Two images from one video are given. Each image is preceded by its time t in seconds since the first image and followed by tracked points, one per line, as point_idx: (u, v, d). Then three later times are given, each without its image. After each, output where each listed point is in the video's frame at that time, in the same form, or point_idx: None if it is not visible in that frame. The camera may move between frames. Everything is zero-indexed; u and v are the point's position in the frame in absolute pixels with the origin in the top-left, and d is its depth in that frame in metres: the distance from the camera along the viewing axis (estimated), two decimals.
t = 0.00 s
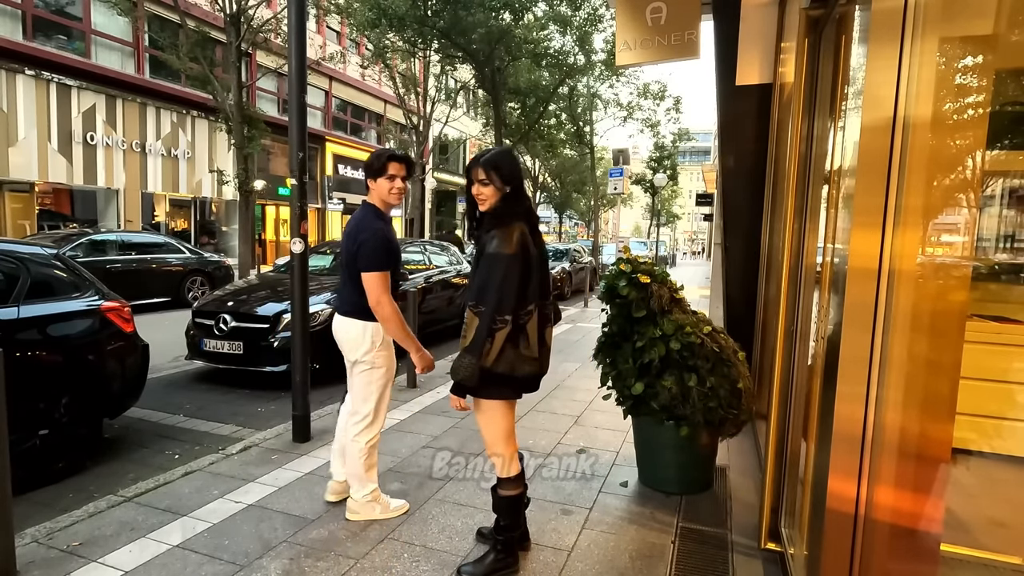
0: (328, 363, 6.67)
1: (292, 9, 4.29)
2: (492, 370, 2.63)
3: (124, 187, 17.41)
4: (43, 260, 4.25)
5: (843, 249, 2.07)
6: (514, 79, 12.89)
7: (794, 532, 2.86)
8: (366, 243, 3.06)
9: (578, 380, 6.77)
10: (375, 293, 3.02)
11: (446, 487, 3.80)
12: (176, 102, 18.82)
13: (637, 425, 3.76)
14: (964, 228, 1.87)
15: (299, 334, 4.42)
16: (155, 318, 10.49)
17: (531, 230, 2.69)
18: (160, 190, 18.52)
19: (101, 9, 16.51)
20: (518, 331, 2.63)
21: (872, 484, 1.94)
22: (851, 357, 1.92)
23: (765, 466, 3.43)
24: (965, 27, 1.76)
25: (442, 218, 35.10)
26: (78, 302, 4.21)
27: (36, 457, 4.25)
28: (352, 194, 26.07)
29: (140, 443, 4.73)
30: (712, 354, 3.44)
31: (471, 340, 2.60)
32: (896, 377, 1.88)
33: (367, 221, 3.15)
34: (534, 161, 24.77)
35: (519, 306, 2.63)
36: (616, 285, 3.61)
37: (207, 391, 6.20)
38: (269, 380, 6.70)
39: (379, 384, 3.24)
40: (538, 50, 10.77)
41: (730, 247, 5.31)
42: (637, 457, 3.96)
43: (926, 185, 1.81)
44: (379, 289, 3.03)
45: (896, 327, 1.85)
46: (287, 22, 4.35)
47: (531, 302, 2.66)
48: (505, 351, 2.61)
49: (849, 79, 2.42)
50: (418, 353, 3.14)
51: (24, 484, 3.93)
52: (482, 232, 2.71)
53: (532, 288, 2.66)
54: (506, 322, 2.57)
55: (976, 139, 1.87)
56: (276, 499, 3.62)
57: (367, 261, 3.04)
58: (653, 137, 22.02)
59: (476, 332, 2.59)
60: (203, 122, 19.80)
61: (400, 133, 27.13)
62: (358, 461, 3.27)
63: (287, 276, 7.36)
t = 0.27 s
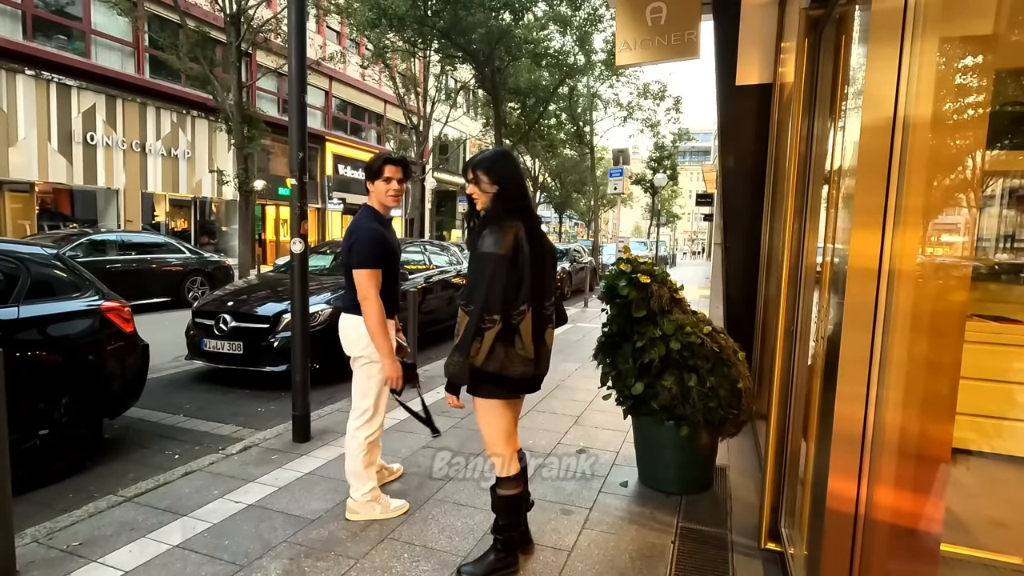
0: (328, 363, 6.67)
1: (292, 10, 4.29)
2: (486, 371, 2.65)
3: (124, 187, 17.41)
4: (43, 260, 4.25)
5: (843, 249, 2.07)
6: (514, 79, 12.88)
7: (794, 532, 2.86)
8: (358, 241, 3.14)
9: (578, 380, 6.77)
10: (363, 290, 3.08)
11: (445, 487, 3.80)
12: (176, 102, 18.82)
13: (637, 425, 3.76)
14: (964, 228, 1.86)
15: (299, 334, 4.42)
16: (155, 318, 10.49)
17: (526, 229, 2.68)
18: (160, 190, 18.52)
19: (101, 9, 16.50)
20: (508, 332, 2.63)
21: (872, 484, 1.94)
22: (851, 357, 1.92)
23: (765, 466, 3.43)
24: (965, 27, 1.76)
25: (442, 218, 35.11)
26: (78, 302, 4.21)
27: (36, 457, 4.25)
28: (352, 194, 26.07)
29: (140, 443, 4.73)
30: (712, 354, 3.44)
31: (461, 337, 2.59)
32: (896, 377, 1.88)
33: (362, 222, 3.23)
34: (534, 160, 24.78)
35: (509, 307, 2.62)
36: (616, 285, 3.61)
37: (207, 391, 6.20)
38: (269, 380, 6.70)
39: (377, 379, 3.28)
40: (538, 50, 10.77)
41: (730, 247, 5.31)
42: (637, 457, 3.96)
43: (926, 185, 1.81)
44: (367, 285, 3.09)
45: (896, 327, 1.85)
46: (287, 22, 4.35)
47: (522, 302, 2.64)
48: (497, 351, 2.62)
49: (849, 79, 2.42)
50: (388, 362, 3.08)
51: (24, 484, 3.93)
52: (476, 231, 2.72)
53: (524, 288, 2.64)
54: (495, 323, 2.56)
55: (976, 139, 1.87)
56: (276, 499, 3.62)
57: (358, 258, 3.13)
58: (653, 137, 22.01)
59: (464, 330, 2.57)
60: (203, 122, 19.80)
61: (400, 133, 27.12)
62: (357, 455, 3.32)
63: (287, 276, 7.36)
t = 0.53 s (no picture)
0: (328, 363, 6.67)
1: (292, 10, 4.29)
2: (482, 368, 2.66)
3: (124, 187, 17.41)
4: (43, 260, 4.25)
5: (843, 249, 2.07)
6: (514, 79, 12.87)
7: (794, 532, 2.86)
8: (357, 239, 3.18)
9: (578, 380, 6.77)
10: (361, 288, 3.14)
11: (445, 487, 3.80)
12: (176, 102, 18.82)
13: (637, 425, 3.76)
14: (964, 228, 1.86)
15: (299, 335, 4.43)
16: (155, 318, 10.49)
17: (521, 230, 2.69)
18: (160, 190, 18.52)
19: (101, 9, 16.50)
20: (502, 330, 2.63)
21: (872, 485, 1.94)
22: (851, 357, 1.92)
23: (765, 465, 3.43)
24: (965, 27, 1.76)
25: (442, 218, 35.12)
26: (78, 302, 4.21)
27: (36, 457, 4.25)
28: (352, 194, 26.08)
29: (140, 443, 4.73)
30: (712, 354, 3.44)
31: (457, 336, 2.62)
32: (896, 377, 1.88)
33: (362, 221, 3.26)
34: (534, 160, 24.78)
35: (503, 306, 2.64)
36: (616, 285, 3.61)
37: (207, 391, 6.20)
38: (269, 380, 6.70)
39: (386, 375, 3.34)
40: (538, 50, 10.77)
41: (730, 247, 5.31)
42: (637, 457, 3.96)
43: (926, 185, 1.82)
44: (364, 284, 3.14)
45: (896, 327, 1.85)
46: (287, 22, 4.35)
47: (517, 302, 2.65)
48: (492, 350, 2.64)
49: (849, 79, 2.42)
50: (386, 352, 3.20)
51: (24, 484, 3.93)
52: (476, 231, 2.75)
53: (518, 288, 2.65)
54: (487, 321, 2.57)
55: (976, 140, 1.87)
56: (276, 499, 3.62)
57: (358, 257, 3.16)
58: (653, 137, 22.02)
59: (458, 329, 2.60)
60: (203, 122, 19.80)
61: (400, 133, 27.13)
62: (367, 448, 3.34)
63: (287, 276, 7.36)
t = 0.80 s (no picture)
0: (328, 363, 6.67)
1: (292, 10, 4.29)
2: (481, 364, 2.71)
3: (124, 187, 17.40)
4: (43, 260, 4.25)
5: (842, 249, 2.07)
6: (514, 79, 12.87)
7: (794, 532, 2.86)
8: (372, 238, 3.30)
9: (578, 380, 6.77)
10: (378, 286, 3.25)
11: (445, 487, 3.80)
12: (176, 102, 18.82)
13: (637, 424, 3.77)
14: (964, 228, 1.86)
15: (300, 335, 4.43)
16: (156, 318, 10.49)
17: (519, 228, 2.69)
18: (160, 190, 18.52)
19: (101, 9, 16.50)
20: (498, 328, 2.67)
21: (872, 484, 1.94)
22: (850, 357, 1.92)
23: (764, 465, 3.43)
24: (965, 28, 1.76)
25: (442, 218, 35.13)
26: (78, 302, 4.21)
27: (36, 457, 4.25)
28: (352, 194, 26.08)
29: (140, 443, 4.73)
30: (712, 354, 3.44)
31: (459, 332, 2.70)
32: (896, 377, 1.88)
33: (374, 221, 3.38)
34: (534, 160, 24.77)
35: (499, 304, 2.66)
36: (616, 284, 3.61)
37: (207, 391, 6.20)
38: (269, 380, 6.70)
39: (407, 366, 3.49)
40: (538, 50, 10.77)
41: (730, 247, 5.31)
42: (636, 457, 3.96)
43: (926, 185, 1.81)
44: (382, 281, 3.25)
45: (896, 327, 1.85)
46: (287, 23, 4.35)
47: (512, 301, 2.67)
48: (490, 346, 2.68)
49: (849, 79, 2.42)
50: (409, 342, 3.39)
51: (24, 484, 3.93)
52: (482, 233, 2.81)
53: (514, 286, 2.66)
54: (482, 318, 2.62)
55: (976, 140, 1.87)
56: (276, 499, 3.62)
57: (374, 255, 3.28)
58: (653, 137, 22.02)
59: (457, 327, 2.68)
60: (203, 122, 19.80)
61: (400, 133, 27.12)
62: (399, 434, 3.51)
63: (287, 276, 7.36)
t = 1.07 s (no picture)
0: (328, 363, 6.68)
1: (292, 10, 4.29)
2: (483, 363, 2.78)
3: (124, 187, 17.41)
4: (43, 260, 4.25)
5: (842, 249, 2.07)
6: (514, 79, 12.87)
7: (794, 531, 2.86)
8: (408, 242, 3.52)
9: (578, 380, 6.77)
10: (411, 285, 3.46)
11: (446, 487, 3.80)
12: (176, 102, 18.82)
13: (638, 425, 3.77)
14: (964, 228, 1.86)
15: (300, 336, 4.42)
16: (156, 317, 10.49)
17: (517, 231, 2.75)
18: (160, 190, 18.52)
19: (101, 9, 16.50)
20: (498, 329, 2.75)
21: (872, 484, 1.94)
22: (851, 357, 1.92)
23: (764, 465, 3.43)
24: (965, 28, 1.76)
25: (442, 218, 35.16)
26: (78, 302, 4.21)
27: (36, 457, 4.25)
28: (352, 194, 26.09)
29: (140, 443, 4.73)
30: (714, 350, 3.44)
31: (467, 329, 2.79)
32: (896, 377, 1.88)
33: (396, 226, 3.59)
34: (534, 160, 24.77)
35: (499, 306, 2.76)
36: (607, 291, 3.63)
37: (207, 391, 6.20)
38: (269, 380, 6.70)
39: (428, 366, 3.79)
40: (538, 50, 10.78)
41: (730, 247, 5.31)
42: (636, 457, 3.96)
43: (926, 185, 1.81)
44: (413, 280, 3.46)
45: (896, 327, 1.85)
46: (287, 22, 4.35)
47: (513, 304, 2.73)
48: (492, 346, 2.76)
49: (849, 79, 2.42)
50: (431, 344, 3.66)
51: (24, 484, 3.93)
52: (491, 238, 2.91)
53: (515, 290, 2.74)
54: (482, 320, 2.73)
55: (975, 140, 1.86)
56: (276, 499, 3.62)
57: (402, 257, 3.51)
58: (653, 137, 22.01)
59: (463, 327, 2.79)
60: (203, 122, 19.80)
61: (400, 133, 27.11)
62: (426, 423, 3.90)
63: (287, 276, 7.37)
